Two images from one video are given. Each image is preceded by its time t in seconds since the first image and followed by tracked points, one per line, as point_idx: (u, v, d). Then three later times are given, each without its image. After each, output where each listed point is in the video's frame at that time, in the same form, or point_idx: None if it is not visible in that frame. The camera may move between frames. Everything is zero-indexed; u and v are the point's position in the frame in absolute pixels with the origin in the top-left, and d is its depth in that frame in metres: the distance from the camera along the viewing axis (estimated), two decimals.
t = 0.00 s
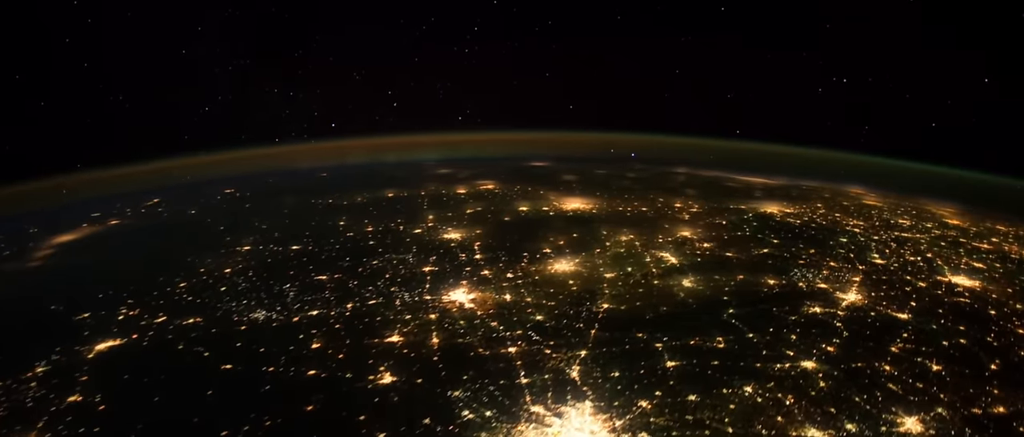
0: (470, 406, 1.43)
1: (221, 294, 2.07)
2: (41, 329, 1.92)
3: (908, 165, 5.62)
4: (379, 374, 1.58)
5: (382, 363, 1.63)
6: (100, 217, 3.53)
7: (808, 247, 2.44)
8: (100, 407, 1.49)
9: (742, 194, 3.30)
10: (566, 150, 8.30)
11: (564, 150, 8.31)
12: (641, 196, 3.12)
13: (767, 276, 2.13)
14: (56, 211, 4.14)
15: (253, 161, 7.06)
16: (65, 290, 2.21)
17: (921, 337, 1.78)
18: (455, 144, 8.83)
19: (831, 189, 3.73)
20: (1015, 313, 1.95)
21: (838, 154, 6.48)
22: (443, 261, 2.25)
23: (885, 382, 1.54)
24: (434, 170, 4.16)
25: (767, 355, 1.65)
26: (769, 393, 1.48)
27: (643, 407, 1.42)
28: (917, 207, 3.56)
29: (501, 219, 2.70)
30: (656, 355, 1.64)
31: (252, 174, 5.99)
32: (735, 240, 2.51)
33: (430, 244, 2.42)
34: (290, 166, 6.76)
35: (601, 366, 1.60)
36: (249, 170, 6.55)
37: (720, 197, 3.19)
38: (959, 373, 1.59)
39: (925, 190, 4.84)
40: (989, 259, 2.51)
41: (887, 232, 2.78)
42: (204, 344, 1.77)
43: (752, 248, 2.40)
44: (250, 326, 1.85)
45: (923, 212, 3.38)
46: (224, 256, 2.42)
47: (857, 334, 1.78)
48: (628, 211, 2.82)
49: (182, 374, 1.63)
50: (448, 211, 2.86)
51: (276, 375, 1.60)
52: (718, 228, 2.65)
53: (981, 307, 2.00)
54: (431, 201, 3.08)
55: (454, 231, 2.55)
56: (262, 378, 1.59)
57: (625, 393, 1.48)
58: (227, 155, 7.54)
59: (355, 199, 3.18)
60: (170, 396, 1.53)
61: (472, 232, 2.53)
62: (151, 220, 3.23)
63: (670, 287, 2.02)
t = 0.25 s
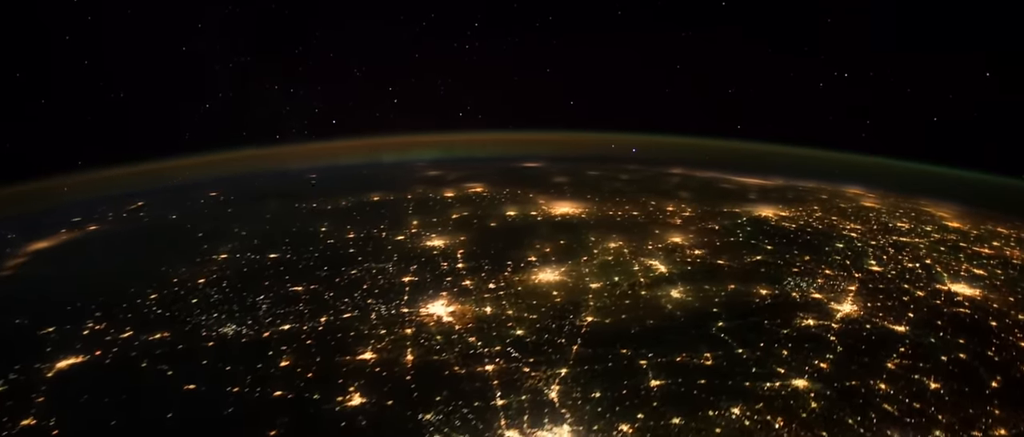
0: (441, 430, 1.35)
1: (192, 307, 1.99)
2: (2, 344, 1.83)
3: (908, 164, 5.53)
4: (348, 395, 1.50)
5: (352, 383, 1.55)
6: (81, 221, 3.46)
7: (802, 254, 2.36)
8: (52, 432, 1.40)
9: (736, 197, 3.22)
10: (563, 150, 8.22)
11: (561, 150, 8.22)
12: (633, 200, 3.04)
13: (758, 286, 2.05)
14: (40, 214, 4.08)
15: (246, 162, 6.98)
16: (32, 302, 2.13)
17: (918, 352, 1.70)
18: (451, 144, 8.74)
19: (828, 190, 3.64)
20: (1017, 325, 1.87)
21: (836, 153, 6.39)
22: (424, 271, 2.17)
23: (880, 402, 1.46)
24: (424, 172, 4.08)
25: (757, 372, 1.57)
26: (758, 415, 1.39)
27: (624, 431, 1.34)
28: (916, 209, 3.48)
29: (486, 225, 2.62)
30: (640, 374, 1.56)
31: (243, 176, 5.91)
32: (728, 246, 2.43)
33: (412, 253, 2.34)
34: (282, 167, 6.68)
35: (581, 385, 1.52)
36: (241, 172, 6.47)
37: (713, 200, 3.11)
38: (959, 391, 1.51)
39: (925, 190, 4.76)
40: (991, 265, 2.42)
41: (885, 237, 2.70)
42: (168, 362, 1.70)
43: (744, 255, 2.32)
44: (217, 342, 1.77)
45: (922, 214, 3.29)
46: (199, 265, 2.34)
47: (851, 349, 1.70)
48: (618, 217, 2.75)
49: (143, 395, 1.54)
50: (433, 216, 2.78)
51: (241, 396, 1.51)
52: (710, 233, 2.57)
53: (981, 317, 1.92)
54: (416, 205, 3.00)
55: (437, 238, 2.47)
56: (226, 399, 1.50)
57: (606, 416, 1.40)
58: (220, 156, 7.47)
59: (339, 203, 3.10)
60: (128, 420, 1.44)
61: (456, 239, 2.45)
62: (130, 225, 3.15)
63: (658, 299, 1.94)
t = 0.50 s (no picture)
0: None
1: (160, 321, 1.91)
2: None
3: (907, 164, 5.45)
4: (314, 419, 1.41)
5: (319, 405, 1.47)
6: (61, 226, 3.38)
7: (796, 261, 2.28)
8: None
9: (731, 200, 3.13)
10: (559, 150, 8.13)
11: (557, 150, 8.13)
12: (624, 204, 2.96)
13: (750, 297, 1.96)
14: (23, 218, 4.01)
15: (237, 162, 6.89)
16: None
17: (915, 368, 1.61)
18: (446, 143, 8.65)
19: (825, 192, 3.55)
20: (1019, 338, 1.79)
21: (835, 153, 6.30)
22: (402, 282, 2.09)
23: (875, 425, 1.36)
24: (413, 174, 3.99)
25: (745, 392, 1.49)
26: None
27: None
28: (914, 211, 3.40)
29: (471, 232, 2.54)
30: (622, 395, 1.48)
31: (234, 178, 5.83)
32: (719, 253, 2.34)
33: (392, 261, 2.26)
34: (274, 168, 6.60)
35: (559, 407, 1.43)
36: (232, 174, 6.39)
37: (707, 203, 3.03)
38: (958, 412, 1.42)
39: (924, 191, 4.67)
40: (992, 271, 2.34)
41: (882, 241, 2.61)
42: (129, 381, 1.61)
43: (736, 263, 2.24)
44: (182, 360, 1.69)
45: (921, 217, 3.21)
46: (172, 275, 2.26)
47: (845, 366, 1.61)
48: (607, 222, 2.66)
49: (98, 418, 1.46)
50: (417, 222, 2.70)
51: (201, 420, 1.43)
52: (702, 239, 2.48)
53: (981, 330, 1.84)
54: (401, 210, 2.91)
55: (418, 246, 2.39)
56: (185, 423, 1.42)
57: None
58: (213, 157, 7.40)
59: (322, 208, 3.01)
60: None
61: (438, 247, 2.37)
62: (108, 231, 3.07)
63: (644, 312, 1.86)
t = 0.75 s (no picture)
0: None
1: (126, 336, 1.83)
2: None
3: (906, 164, 5.36)
4: None
5: (282, 430, 1.37)
6: (40, 231, 3.31)
7: (790, 269, 2.20)
8: None
9: (724, 203, 3.05)
10: (555, 150, 8.04)
11: (554, 150, 8.05)
12: (614, 208, 2.87)
13: (741, 309, 1.88)
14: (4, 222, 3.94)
15: (229, 163, 6.82)
16: None
17: (912, 387, 1.53)
18: (442, 143, 8.56)
19: (821, 193, 3.47)
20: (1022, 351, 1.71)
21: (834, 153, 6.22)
22: (380, 293, 2.01)
23: None
24: (402, 176, 3.91)
25: (733, 414, 1.40)
26: None
27: None
28: (913, 214, 3.32)
29: (455, 239, 2.46)
30: (603, 417, 1.39)
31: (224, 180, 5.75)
32: (710, 260, 2.26)
33: (371, 271, 2.18)
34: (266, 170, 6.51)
35: (535, 431, 1.35)
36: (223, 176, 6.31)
37: (700, 207, 2.95)
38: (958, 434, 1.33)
39: (924, 191, 4.59)
40: (993, 278, 2.26)
41: (880, 247, 2.53)
42: (87, 402, 1.53)
43: (728, 271, 2.16)
44: (144, 379, 1.62)
45: (920, 220, 3.13)
46: (143, 286, 2.18)
47: (839, 384, 1.53)
48: (596, 228, 2.58)
49: None
50: (400, 228, 2.62)
51: None
52: (694, 246, 2.40)
53: (982, 343, 1.76)
54: (385, 215, 2.84)
55: (399, 254, 2.32)
56: None
57: None
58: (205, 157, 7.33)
59: (304, 213, 2.94)
60: None
61: (420, 255, 2.30)
62: (86, 237, 3.00)
63: (630, 325, 1.78)
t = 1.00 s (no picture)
0: None
1: (88, 353, 1.76)
2: None
3: (906, 163, 5.28)
4: None
5: None
6: (18, 237, 3.24)
7: (783, 278, 2.11)
8: None
9: (718, 206, 2.97)
10: (552, 150, 7.96)
11: (550, 150, 7.96)
12: (604, 212, 2.79)
13: (730, 322, 1.81)
14: None
15: (220, 164, 6.74)
16: None
17: (909, 407, 1.45)
18: (438, 143, 8.48)
19: (818, 195, 3.39)
20: None
21: (833, 153, 6.13)
22: (355, 305, 1.94)
23: None
24: (390, 178, 3.83)
25: None
26: None
27: None
28: (912, 216, 3.24)
29: (438, 247, 2.38)
30: None
31: (214, 182, 5.67)
32: (701, 268, 2.18)
33: (349, 282, 2.10)
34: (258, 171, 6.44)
35: None
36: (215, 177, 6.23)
37: (692, 211, 2.86)
38: None
39: (924, 192, 4.50)
40: (994, 287, 2.18)
41: (877, 252, 2.45)
42: (40, 425, 1.45)
43: (718, 281, 2.08)
44: (102, 400, 1.54)
45: (919, 223, 3.05)
46: (113, 298, 2.11)
47: (832, 404, 1.45)
48: (584, 234, 2.50)
49: None
50: (382, 235, 2.54)
51: None
52: (684, 253, 2.32)
53: (983, 358, 1.68)
54: (368, 221, 2.76)
55: (379, 263, 2.24)
56: None
57: None
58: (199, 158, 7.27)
59: (286, 219, 2.86)
60: None
61: (400, 265, 2.22)
62: (63, 244, 2.93)
63: (613, 341, 1.70)
